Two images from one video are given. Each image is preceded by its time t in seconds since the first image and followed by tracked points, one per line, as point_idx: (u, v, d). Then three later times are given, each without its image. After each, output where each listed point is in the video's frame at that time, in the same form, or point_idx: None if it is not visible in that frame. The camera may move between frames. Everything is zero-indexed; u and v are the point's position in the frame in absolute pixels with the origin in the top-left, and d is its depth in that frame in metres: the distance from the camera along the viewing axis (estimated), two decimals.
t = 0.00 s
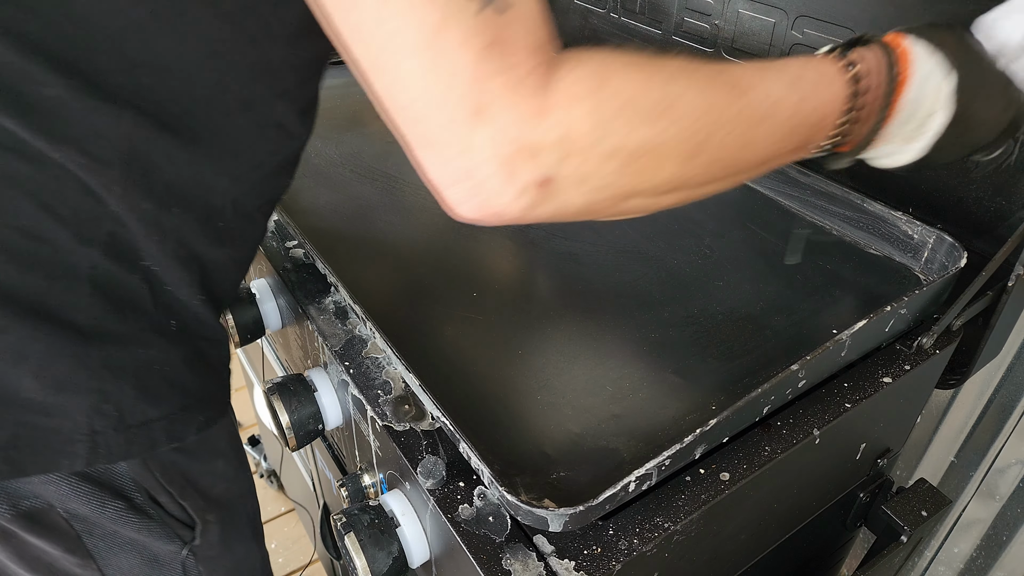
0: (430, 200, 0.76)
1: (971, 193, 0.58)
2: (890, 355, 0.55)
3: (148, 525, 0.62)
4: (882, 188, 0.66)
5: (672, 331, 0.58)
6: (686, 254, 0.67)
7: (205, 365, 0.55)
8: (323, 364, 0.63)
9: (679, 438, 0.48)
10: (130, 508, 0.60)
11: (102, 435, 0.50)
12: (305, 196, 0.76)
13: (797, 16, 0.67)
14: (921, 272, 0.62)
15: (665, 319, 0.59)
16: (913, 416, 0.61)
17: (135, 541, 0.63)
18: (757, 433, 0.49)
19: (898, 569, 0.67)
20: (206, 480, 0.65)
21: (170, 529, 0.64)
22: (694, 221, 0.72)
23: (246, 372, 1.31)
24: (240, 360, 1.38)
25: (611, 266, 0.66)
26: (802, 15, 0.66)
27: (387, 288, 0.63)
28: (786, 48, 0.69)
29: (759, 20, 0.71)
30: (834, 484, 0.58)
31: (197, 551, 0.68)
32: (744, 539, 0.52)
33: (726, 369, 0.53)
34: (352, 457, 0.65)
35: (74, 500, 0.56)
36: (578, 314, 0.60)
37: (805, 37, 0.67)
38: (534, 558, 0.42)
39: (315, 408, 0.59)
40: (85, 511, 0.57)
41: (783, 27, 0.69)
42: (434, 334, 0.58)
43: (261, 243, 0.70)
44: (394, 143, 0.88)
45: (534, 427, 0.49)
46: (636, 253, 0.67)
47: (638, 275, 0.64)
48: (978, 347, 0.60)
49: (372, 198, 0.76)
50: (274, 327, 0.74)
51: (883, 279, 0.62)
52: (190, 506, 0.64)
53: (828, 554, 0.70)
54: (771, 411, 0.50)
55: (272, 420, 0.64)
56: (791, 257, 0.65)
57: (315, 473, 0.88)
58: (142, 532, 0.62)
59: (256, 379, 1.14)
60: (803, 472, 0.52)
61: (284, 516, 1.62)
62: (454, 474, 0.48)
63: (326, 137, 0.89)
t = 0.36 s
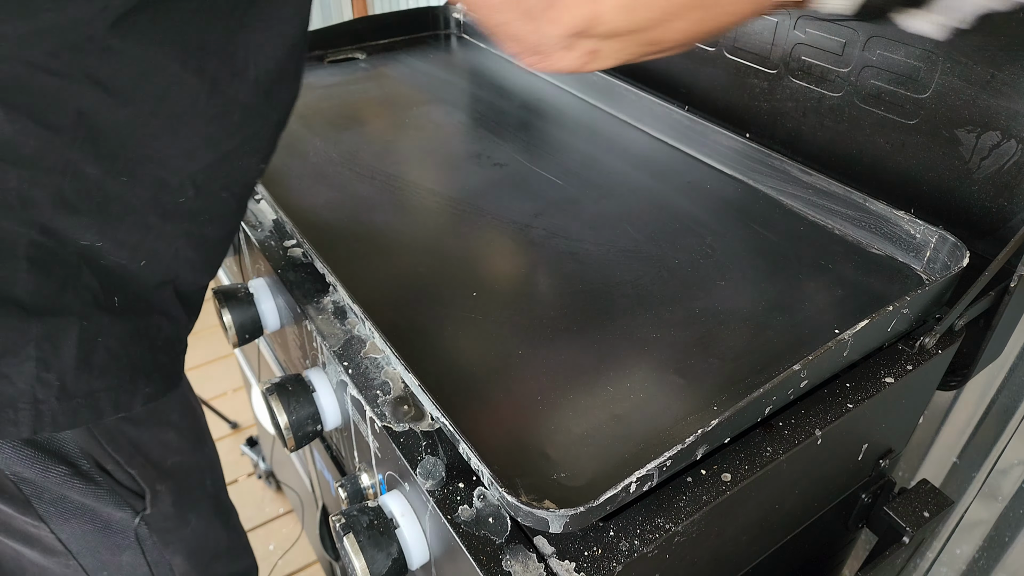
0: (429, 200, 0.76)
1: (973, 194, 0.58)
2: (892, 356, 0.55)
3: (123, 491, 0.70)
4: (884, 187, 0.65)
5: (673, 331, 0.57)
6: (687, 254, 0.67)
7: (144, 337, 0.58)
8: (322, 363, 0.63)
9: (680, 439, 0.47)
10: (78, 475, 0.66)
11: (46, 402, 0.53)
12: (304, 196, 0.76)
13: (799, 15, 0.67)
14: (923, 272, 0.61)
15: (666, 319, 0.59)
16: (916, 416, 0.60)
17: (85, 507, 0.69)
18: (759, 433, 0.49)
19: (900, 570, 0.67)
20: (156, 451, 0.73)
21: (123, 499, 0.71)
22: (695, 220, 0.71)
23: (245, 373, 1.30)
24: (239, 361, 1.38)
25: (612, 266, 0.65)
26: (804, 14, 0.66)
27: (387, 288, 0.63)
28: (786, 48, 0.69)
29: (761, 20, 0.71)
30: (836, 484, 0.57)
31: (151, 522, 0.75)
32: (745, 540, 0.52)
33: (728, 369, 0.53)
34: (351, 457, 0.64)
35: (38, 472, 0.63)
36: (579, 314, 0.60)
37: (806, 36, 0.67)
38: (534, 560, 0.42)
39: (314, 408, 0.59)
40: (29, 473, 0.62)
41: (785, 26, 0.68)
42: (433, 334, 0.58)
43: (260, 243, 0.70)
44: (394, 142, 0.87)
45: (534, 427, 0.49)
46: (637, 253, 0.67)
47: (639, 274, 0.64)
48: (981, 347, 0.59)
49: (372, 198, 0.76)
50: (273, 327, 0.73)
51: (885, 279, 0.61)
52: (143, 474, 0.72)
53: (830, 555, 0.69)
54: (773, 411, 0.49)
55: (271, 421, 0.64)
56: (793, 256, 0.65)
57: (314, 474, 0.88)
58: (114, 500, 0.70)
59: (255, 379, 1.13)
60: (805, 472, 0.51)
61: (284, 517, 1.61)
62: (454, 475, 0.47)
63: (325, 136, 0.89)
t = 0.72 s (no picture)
0: (430, 200, 0.76)
1: (972, 193, 0.58)
2: (891, 356, 0.55)
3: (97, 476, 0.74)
4: (883, 187, 0.65)
5: (672, 331, 0.57)
6: (685, 254, 0.67)
7: (112, 324, 0.65)
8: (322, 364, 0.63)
9: (679, 439, 0.47)
10: (66, 461, 0.70)
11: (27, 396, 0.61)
12: (305, 196, 0.76)
13: (797, 15, 0.67)
14: (922, 272, 0.61)
15: (665, 319, 0.59)
16: (914, 416, 0.61)
17: (79, 492, 0.74)
18: (758, 433, 0.49)
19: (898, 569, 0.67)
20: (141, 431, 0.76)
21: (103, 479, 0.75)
22: (694, 221, 0.72)
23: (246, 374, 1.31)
24: (239, 361, 1.38)
25: (611, 266, 0.66)
26: (802, 14, 0.66)
27: (387, 288, 0.63)
28: (785, 47, 0.69)
29: (759, 20, 0.71)
30: (834, 484, 0.58)
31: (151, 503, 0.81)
32: (744, 540, 0.52)
33: (727, 370, 0.53)
34: (352, 457, 0.65)
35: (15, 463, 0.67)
36: (578, 314, 0.60)
37: (805, 37, 0.67)
38: (534, 559, 0.42)
39: (314, 409, 0.59)
40: (18, 464, 0.67)
41: (784, 26, 0.69)
42: (433, 334, 0.58)
43: (260, 243, 0.70)
44: (394, 143, 0.87)
45: (534, 427, 0.49)
46: (636, 253, 0.67)
47: (638, 274, 0.64)
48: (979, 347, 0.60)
49: (372, 198, 0.76)
50: (274, 327, 0.74)
51: (884, 280, 0.61)
52: (132, 458, 0.76)
53: (828, 554, 0.70)
54: (771, 411, 0.50)
55: (271, 421, 0.64)
56: (791, 257, 0.65)
57: (314, 474, 0.88)
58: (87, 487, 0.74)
59: (256, 379, 1.13)
60: (803, 472, 0.51)
61: (284, 517, 1.62)
62: (454, 475, 0.47)
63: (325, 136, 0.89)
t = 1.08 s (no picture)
0: (430, 200, 0.76)
1: (972, 193, 0.58)
2: (890, 356, 0.55)
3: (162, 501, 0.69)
4: (883, 188, 0.66)
5: (672, 331, 0.58)
6: (686, 254, 0.67)
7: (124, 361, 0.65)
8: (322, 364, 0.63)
9: (679, 439, 0.48)
10: (185, 511, 0.73)
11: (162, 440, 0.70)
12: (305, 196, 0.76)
13: (797, 15, 0.67)
14: (922, 272, 0.61)
15: (665, 319, 0.59)
16: (914, 416, 0.61)
17: (163, 533, 0.70)
18: (757, 433, 0.49)
19: (897, 569, 0.67)
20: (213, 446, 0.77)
21: (202, 506, 0.75)
22: (695, 221, 0.72)
23: (246, 373, 1.31)
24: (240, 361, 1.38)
25: (612, 266, 0.66)
26: (803, 14, 0.66)
27: (387, 288, 0.63)
28: (785, 47, 0.69)
29: (759, 20, 0.71)
30: (834, 484, 0.58)
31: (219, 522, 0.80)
32: (743, 540, 0.52)
33: (726, 370, 0.53)
34: (352, 458, 0.65)
35: (100, 538, 0.64)
36: (578, 314, 0.60)
37: (805, 37, 0.67)
38: (534, 559, 0.42)
39: (315, 409, 0.60)
40: (142, 505, 0.67)
41: (784, 26, 0.69)
42: (434, 334, 0.58)
43: (260, 243, 0.70)
44: (394, 143, 0.87)
45: (534, 427, 0.49)
46: (637, 254, 0.67)
47: (639, 275, 0.64)
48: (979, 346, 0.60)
49: (372, 199, 0.76)
50: (274, 327, 0.74)
51: (884, 280, 0.61)
52: (218, 478, 0.77)
53: (828, 554, 0.70)
54: (771, 411, 0.50)
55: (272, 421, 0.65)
56: (791, 257, 0.65)
57: (315, 473, 0.88)
58: (176, 516, 0.72)
59: (256, 379, 1.13)
60: (803, 472, 0.52)
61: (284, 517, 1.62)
62: (454, 474, 0.48)
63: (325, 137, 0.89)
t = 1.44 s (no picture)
0: (431, 200, 0.76)
1: (972, 193, 0.58)
2: (890, 356, 0.55)
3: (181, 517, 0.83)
4: (883, 187, 0.66)
5: (672, 331, 0.58)
6: (686, 254, 0.67)
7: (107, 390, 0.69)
8: (322, 364, 0.63)
9: (678, 439, 0.48)
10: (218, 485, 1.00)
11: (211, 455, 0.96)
12: (306, 196, 0.77)
13: (797, 15, 0.67)
14: (922, 272, 0.61)
15: (665, 319, 0.59)
16: (914, 416, 0.61)
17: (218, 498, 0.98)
18: (757, 433, 0.49)
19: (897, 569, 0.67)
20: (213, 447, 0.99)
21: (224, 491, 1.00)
22: (694, 220, 0.72)
23: (245, 373, 1.31)
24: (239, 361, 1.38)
25: (611, 266, 0.66)
26: (803, 14, 0.66)
27: (387, 288, 0.63)
28: (785, 48, 0.69)
29: (759, 20, 0.71)
30: (834, 484, 0.58)
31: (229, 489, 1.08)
32: (743, 540, 0.52)
33: (727, 370, 0.53)
34: (352, 458, 0.65)
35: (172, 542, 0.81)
36: (577, 314, 0.60)
37: (805, 37, 0.67)
38: (534, 559, 0.42)
39: (315, 409, 0.60)
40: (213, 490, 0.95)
41: (783, 27, 0.69)
42: (433, 333, 0.58)
43: (259, 243, 0.70)
44: (394, 143, 0.88)
45: (533, 427, 0.49)
46: (636, 254, 0.67)
47: (638, 274, 0.64)
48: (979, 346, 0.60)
49: (372, 199, 0.76)
50: (274, 327, 0.74)
51: (884, 279, 0.61)
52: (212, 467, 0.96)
53: (828, 554, 0.70)
54: (771, 411, 0.50)
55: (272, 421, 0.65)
56: (790, 257, 0.66)
57: (315, 473, 0.88)
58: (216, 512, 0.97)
59: (256, 378, 1.14)
60: (803, 472, 0.52)
61: (284, 517, 1.62)
62: (454, 474, 0.48)
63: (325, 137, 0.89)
